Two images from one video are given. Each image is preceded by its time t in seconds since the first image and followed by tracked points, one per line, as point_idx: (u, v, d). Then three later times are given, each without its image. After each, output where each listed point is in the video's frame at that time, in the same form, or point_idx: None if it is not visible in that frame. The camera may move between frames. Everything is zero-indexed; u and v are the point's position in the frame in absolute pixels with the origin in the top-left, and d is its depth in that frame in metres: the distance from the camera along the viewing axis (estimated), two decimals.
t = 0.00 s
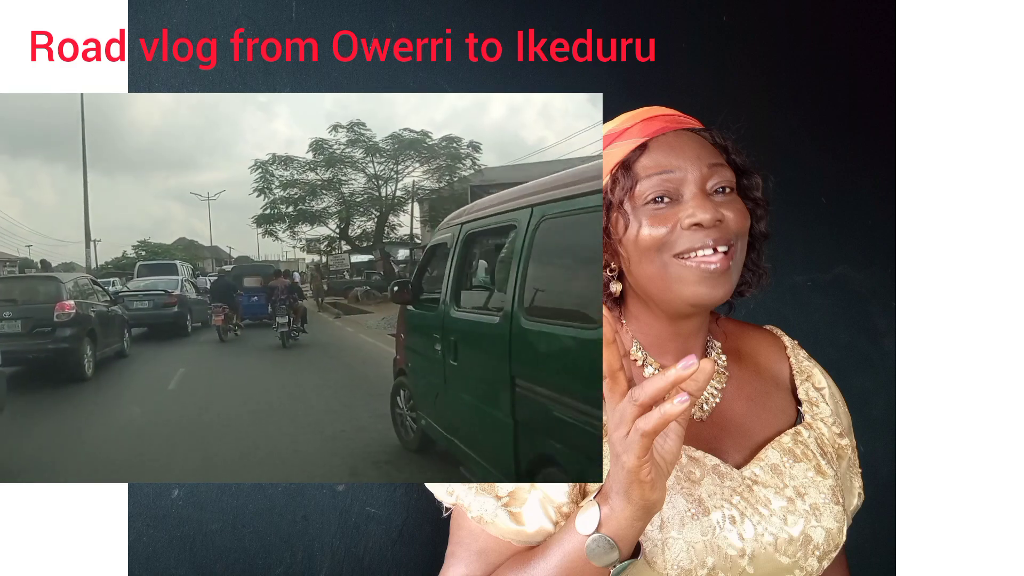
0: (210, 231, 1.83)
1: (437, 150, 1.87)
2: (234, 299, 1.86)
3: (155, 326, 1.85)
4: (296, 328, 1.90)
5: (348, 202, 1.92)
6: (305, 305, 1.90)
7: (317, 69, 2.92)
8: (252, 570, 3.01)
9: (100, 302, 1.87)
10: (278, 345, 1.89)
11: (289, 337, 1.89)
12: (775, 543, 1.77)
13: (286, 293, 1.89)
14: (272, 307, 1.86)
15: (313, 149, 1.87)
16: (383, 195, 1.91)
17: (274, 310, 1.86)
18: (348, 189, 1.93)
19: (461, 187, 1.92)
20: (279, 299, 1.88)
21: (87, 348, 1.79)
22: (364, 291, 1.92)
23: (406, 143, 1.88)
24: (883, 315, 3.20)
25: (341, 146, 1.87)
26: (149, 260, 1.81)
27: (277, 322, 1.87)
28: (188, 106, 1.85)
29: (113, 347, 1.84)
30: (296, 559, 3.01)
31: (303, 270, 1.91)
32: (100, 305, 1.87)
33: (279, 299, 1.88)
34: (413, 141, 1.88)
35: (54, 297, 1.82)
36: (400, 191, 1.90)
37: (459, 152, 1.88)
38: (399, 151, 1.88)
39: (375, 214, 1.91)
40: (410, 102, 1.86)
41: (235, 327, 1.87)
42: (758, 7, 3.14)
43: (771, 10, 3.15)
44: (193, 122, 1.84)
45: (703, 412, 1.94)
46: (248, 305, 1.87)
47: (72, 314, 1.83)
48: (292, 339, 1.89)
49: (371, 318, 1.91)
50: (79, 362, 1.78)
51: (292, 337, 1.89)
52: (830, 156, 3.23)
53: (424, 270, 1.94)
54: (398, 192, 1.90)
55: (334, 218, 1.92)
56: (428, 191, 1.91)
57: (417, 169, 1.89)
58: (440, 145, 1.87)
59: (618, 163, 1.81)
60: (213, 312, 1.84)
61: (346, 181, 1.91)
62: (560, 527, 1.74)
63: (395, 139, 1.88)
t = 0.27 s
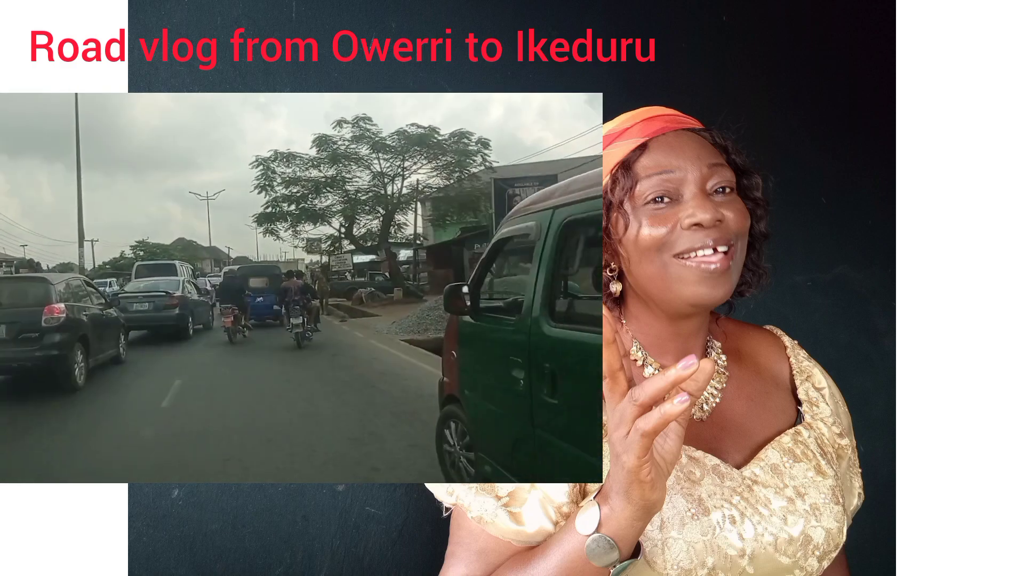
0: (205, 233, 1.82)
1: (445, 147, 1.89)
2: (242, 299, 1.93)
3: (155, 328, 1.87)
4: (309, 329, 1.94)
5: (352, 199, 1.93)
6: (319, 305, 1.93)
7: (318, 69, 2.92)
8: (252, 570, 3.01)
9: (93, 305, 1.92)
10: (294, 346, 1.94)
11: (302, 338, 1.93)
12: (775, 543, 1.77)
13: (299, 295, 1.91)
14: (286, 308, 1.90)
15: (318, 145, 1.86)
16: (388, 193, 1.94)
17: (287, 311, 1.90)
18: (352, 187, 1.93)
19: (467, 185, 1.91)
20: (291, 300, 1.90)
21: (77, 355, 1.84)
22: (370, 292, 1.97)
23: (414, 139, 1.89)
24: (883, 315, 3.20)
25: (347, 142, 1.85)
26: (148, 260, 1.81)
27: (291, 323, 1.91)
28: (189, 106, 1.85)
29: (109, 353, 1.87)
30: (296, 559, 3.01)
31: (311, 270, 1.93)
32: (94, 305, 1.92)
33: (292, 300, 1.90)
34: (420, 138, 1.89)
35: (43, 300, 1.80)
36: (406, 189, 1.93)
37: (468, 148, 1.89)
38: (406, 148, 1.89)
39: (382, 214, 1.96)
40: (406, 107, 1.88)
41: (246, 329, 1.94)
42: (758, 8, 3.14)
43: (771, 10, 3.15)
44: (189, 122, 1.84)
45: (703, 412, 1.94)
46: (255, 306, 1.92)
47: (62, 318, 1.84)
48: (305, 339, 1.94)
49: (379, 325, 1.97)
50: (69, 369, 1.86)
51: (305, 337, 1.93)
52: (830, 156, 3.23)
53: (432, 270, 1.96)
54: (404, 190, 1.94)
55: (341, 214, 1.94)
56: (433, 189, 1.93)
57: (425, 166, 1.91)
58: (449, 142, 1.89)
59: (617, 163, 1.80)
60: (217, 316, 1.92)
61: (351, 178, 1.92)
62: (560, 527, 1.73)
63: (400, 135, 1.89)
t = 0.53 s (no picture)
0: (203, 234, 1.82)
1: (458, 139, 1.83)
2: (249, 299, 1.91)
3: (153, 329, 1.80)
4: (323, 329, 1.88)
5: (357, 196, 1.88)
6: (330, 305, 1.88)
7: (317, 69, 2.92)
8: (252, 570, 3.01)
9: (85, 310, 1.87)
10: (307, 346, 1.87)
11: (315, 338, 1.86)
12: (775, 543, 1.77)
13: (312, 296, 1.87)
14: (299, 308, 1.86)
15: (320, 138, 1.83)
16: (394, 189, 1.87)
17: (301, 311, 1.86)
18: (357, 183, 1.89)
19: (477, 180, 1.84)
20: (306, 301, 1.86)
21: (64, 365, 1.78)
22: (375, 293, 1.89)
23: (422, 132, 1.85)
24: (883, 315, 3.20)
25: (351, 137, 1.82)
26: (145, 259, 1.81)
27: (304, 324, 1.87)
28: (188, 106, 1.84)
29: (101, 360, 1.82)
30: (296, 559, 3.01)
31: (316, 268, 1.87)
32: (84, 309, 1.87)
33: (305, 300, 1.86)
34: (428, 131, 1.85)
35: (24, 303, 1.80)
36: (411, 184, 1.86)
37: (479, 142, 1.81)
38: (414, 141, 1.85)
39: (387, 209, 1.88)
40: (406, 106, 1.84)
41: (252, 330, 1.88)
42: (758, 8, 3.14)
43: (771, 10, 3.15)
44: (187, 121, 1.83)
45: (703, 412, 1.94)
46: (260, 307, 1.91)
47: (46, 323, 1.82)
48: (319, 340, 1.87)
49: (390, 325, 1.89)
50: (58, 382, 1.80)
51: (319, 338, 1.87)
52: (830, 156, 3.23)
53: (439, 271, 1.89)
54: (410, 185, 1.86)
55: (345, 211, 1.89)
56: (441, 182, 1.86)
57: (435, 160, 1.85)
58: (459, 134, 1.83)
59: (617, 163, 1.81)
60: (218, 318, 1.86)
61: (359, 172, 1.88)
62: (560, 527, 1.75)
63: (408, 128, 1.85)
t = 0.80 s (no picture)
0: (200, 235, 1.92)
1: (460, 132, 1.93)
2: (250, 299, 2.04)
3: (148, 333, 1.93)
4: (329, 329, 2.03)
5: (357, 192, 1.98)
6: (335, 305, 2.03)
7: (317, 69, 2.92)
8: (252, 570, 3.01)
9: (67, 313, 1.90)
10: (313, 346, 2.01)
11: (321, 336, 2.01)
12: (775, 544, 1.77)
13: (319, 295, 2.01)
14: (306, 307, 2.00)
15: (319, 131, 1.92)
16: (394, 185, 1.98)
17: (308, 311, 2.01)
18: (358, 178, 1.98)
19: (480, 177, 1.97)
20: (313, 300, 2.00)
21: (40, 374, 1.84)
22: (376, 293, 2.01)
23: (425, 124, 1.93)
24: (883, 315, 3.20)
25: (350, 128, 1.91)
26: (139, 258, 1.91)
27: (311, 323, 2.01)
28: (181, 106, 1.87)
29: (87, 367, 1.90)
30: (296, 559, 3.01)
31: (316, 268, 1.99)
32: (66, 312, 1.90)
33: (313, 300, 2.00)
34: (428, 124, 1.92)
35: None
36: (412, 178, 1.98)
37: (485, 133, 1.94)
38: (416, 134, 1.94)
39: (385, 207, 1.99)
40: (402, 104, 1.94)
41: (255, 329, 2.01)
42: (758, 8, 3.14)
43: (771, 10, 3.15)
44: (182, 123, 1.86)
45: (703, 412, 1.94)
46: (259, 306, 2.05)
47: (17, 329, 1.83)
48: (325, 339, 2.02)
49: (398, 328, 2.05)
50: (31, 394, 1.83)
51: (325, 336, 2.02)
52: (830, 156, 3.23)
53: (438, 271, 2.02)
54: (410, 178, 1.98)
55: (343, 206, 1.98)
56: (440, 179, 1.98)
57: (438, 154, 1.96)
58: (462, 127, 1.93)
59: (617, 163, 1.81)
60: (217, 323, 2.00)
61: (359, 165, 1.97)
62: (560, 527, 1.73)
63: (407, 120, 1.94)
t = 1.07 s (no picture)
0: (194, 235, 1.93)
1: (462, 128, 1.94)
2: (247, 298, 2.05)
3: (142, 334, 1.96)
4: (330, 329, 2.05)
5: (357, 190, 2.02)
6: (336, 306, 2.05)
7: (317, 69, 2.92)
8: (252, 570, 3.01)
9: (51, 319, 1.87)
10: (316, 346, 2.02)
11: (321, 337, 2.02)
12: (775, 543, 1.77)
13: (321, 295, 2.03)
14: (309, 307, 2.02)
15: (318, 126, 1.92)
16: (395, 181, 1.99)
17: (310, 310, 2.03)
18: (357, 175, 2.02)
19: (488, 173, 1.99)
20: (315, 300, 2.03)
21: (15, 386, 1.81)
22: (376, 294, 2.03)
23: (430, 119, 1.97)
24: (883, 315, 3.20)
25: (350, 123, 1.94)
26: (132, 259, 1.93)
27: (313, 323, 2.02)
28: (174, 105, 1.87)
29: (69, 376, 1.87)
30: (296, 559, 3.01)
31: (315, 268, 2.03)
32: (49, 317, 1.86)
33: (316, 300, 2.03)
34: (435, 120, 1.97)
35: None
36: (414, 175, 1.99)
37: (491, 130, 1.96)
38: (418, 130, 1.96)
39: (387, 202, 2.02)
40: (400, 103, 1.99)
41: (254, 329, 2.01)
42: (758, 7, 3.14)
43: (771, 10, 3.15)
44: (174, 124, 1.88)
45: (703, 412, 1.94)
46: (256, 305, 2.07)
47: None
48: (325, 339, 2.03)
49: (403, 332, 2.07)
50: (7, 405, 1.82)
51: (326, 336, 2.03)
52: (830, 156, 3.23)
53: (439, 269, 2.06)
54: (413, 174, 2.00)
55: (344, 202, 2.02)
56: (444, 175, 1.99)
57: (443, 151, 1.98)
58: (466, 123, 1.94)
59: (617, 163, 1.81)
60: (214, 324, 2.03)
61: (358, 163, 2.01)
62: (560, 526, 1.73)
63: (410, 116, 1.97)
